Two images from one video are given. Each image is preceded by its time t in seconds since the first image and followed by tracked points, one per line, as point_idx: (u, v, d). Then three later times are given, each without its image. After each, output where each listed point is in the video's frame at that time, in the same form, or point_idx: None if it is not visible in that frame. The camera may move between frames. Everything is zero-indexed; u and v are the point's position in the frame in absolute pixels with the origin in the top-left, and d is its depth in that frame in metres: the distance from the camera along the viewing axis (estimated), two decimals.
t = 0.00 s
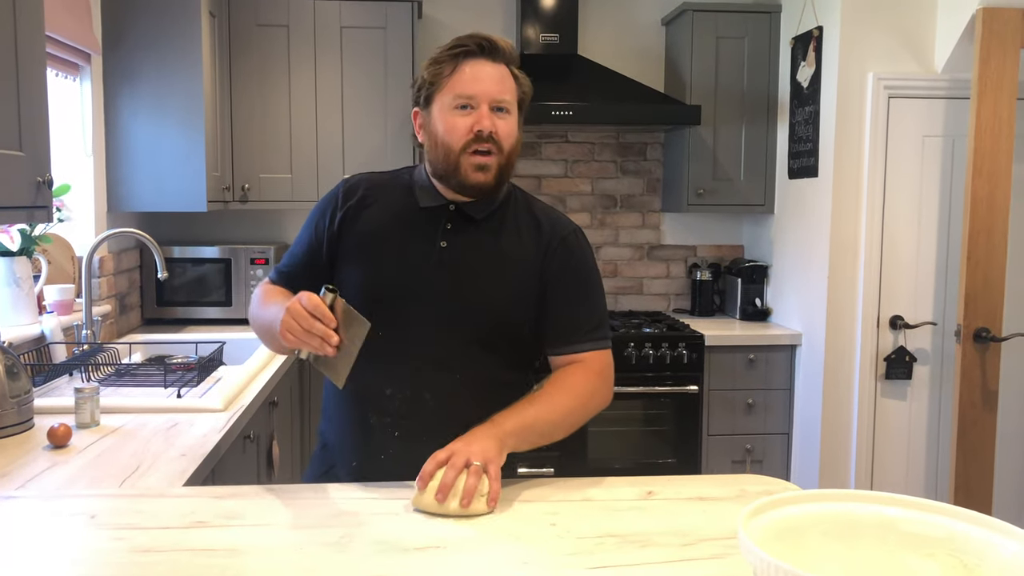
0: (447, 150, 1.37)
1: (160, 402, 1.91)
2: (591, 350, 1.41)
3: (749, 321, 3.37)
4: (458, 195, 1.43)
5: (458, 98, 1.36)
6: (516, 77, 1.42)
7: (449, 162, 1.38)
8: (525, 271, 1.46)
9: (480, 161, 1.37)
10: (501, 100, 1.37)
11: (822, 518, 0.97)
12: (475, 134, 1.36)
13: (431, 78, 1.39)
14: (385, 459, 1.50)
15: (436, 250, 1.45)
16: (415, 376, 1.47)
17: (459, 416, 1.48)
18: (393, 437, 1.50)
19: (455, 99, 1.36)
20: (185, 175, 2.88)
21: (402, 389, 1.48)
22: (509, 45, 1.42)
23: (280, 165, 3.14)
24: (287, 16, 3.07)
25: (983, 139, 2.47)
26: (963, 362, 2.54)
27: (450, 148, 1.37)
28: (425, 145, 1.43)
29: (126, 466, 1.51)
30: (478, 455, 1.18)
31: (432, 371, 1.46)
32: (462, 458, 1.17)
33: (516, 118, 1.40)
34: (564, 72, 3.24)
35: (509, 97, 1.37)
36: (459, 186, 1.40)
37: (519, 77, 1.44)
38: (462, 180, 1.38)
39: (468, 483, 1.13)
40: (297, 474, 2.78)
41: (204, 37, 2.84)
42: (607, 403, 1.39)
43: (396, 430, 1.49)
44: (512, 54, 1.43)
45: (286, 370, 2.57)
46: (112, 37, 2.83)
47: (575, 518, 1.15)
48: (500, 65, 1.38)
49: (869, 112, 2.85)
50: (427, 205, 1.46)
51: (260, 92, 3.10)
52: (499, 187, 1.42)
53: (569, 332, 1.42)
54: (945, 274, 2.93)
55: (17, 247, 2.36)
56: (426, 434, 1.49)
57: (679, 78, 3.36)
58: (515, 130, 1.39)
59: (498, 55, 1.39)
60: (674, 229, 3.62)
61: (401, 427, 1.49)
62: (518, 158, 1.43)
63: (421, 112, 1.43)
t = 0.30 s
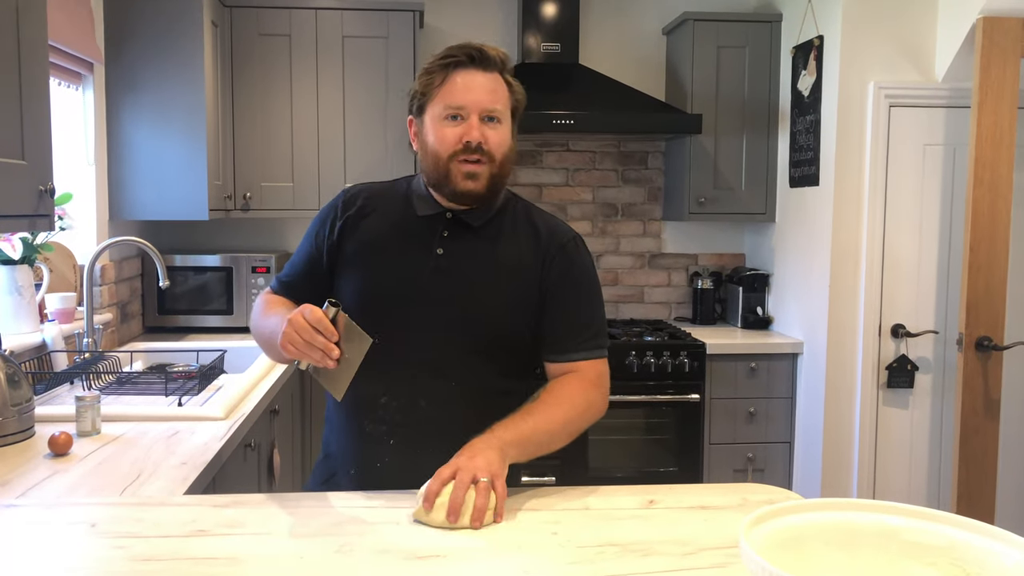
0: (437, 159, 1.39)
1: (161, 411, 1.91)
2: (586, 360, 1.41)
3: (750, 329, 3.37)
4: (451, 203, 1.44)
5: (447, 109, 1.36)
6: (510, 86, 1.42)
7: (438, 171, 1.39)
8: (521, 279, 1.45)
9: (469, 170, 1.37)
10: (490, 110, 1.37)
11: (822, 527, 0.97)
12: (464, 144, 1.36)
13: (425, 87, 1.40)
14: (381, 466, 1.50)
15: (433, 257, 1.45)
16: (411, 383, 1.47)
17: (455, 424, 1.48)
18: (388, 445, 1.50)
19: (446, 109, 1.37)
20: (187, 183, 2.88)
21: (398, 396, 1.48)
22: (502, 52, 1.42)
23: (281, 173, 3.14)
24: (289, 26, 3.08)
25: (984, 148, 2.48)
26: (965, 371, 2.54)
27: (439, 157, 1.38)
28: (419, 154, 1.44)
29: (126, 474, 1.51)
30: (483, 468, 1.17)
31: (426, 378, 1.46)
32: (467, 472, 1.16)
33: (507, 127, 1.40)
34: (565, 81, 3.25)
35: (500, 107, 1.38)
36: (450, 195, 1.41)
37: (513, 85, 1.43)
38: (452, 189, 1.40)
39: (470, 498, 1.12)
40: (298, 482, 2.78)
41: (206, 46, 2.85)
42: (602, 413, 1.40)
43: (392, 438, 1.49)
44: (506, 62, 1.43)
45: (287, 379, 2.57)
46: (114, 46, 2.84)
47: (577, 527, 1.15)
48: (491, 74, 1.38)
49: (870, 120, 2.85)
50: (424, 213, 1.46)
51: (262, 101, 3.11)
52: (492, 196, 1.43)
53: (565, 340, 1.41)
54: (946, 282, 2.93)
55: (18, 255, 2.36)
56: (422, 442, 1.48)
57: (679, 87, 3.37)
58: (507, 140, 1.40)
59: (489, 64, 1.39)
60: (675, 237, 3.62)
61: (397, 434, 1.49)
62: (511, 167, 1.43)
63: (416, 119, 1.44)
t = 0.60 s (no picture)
0: (413, 171, 1.39)
1: (162, 413, 1.91)
2: (584, 343, 1.36)
3: (751, 330, 3.36)
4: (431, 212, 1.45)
5: (420, 127, 1.35)
6: (490, 95, 1.38)
7: (416, 185, 1.40)
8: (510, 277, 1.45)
9: (441, 187, 1.38)
10: (464, 128, 1.35)
11: (824, 527, 0.97)
12: (436, 161, 1.36)
13: (403, 97, 1.38)
14: (374, 465, 1.49)
15: (421, 257, 1.45)
16: (404, 383, 1.46)
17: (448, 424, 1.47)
18: (382, 445, 1.49)
19: (420, 124, 1.35)
20: (188, 185, 2.88)
21: (391, 395, 1.47)
22: (479, 62, 1.37)
23: (282, 175, 3.14)
24: (289, 28, 3.09)
25: (984, 148, 2.47)
26: (967, 371, 2.53)
27: (414, 171, 1.38)
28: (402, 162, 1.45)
29: (127, 477, 1.51)
30: (494, 431, 1.05)
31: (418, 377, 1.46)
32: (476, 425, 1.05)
33: (484, 141, 1.38)
34: (566, 83, 3.25)
35: (474, 123, 1.35)
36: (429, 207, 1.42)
37: (494, 93, 1.39)
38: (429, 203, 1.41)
39: (468, 459, 1.03)
40: (298, 484, 2.77)
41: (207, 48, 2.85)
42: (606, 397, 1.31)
43: (385, 438, 1.49)
44: (485, 70, 1.38)
45: (287, 381, 2.57)
46: (114, 48, 2.84)
47: (578, 528, 1.15)
48: (466, 89, 1.34)
49: (870, 120, 2.85)
50: (413, 215, 1.47)
51: (262, 103, 3.11)
52: (473, 206, 1.43)
53: (551, 329, 1.39)
54: (947, 282, 2.92)
55: (19, 257, 2.36)
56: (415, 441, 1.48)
57: (680, 88, 3.37)
58: (483, 154, 1.38)
59: (464, 78, 1.35)
60: (676, 238, 3.62)
61: (390, 434, 1.48)
62: (492, 177, 1.42)
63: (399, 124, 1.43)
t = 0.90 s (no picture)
0: (404, 183, 1.38)
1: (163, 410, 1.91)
2: (563, 349, 1.35)
3: (752, 327, 3.36)
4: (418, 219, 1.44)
5: (408, 141, 1.33)
6: (482, 108, 1.35)
7: (406, 195, 1.39)
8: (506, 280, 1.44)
9: (430, 201, 1.35)
10: (452, 144, 1.32)
11: (826, 525, 0.96)
12: (424, 176, 1.34)
13: (394, 106, 1.35)
14: (374, 468, 1.50)
15: (415, 260, 1.45)
16: (402, 385, 1.47)
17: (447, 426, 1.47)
18: (382, 447, 1.50)
19: (409, 137, 1.33)
20: (188, 183, 2.88)
21: (389, 398, 1.48)
22: (471, 75, 1.34)
23: (282, 172, 3.14)
24: (290, 25, 3.08)
25: (986, 145, 2.47)
26: (968, 368, 2.53)
27: (405, 182, 1.37)
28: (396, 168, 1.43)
29: (128, 474, 1.50)
30: (462, 445, 1.11)
31: (417, 380, 1.47)
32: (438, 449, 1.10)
33: (473, 156, 1.35)
34: (566, 80, 3.24)
35: (464, 138, 1.33)
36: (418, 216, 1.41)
37: (487, 106, 1.36)
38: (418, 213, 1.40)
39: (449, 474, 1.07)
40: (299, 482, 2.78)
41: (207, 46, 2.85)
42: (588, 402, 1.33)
43: (384, 441, 1.49)
44: (478, 83, 1.35)
45: (288, 378, 2.57)
46: (115, 46, 2.84)
47: (579, 525, 1.14)
48: (455, 105, 1.32)
49: (871, 117, 2.85)
50: (406, 216, 1.46)
51: (263, 100, 3.11)
52: (462, 216, 1.41)
53: (541, 330, 1.38)
54: (948, 279, 2.92)
55: (20, 255, 2.36)
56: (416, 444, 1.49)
57: (680, 85, 3.37)
58: (472, 169, 1.36)
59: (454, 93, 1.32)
60: (676, 235, 3.61)
61: (389, 437, 1.48)
62: (482, 189, 1.40)
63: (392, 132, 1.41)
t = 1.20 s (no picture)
0: (388, 208, 1.31)
1: (162, 407, 1.90)
2: (584, 361, 1.42)
3: (752, 325, 3.35)
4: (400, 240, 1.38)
5: (394, 175, 1.23)
6: (473, 139, 1.26)
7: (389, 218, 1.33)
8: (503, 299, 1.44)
9: (416, 231, 1.31)
10: (441, 182, 1.24)
11: (825, 522, 0.96)
12: (411, 210, 1.27)
13: (377, 133, 1.23)
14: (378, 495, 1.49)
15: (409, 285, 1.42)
16: (403, 411, 1.46)
17: (452, 445, 1.48)
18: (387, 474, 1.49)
19: (394, 171, 1.23)
20: (188, 180, 2.88)
21: (392, 425, 1.47)
22: (461, 106, 1.22)
23: (282, 169, 3.14)
24: (289, 22, 3.08)
25: (986, 143, 2.46)
26: (968, 366, 2.53)
27: (389, 210, 1.30)
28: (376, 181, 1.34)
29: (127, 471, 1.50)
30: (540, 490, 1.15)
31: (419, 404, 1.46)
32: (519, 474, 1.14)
33: (461, 188, 1.28)
34: (566, 78, 3.24)
35: (454, 176, 1.24)
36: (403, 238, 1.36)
37: (477, 133, 1.26)
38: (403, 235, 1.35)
39: (520, 513, 1.11)
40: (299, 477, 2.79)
41: (206, 43, 2.84)
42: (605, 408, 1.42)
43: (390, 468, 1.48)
44: (467, 112, 1.23)
45: (287, 376, 2.56)
46: (113, 42, 2.83)
47: (577, 523, 1.14)
48: (446, 143, 1.21)
49: (871, 115, 2.84)
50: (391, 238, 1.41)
51: (262, 97, 3.10)
52: (447, 239, 1.37)
53: (547, 349, 1.42)
54: (949, 277, 2.92)
55: (19, 251, 2.35)
56: (421, 467, 1.48)
57: (680, 82, 3.36)
58: (460, 201, 1.29)
59: (445, 129, 1.20)
60: (676, 233, 3.61)
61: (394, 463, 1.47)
62: (467, 212, 1.35)
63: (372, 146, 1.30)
